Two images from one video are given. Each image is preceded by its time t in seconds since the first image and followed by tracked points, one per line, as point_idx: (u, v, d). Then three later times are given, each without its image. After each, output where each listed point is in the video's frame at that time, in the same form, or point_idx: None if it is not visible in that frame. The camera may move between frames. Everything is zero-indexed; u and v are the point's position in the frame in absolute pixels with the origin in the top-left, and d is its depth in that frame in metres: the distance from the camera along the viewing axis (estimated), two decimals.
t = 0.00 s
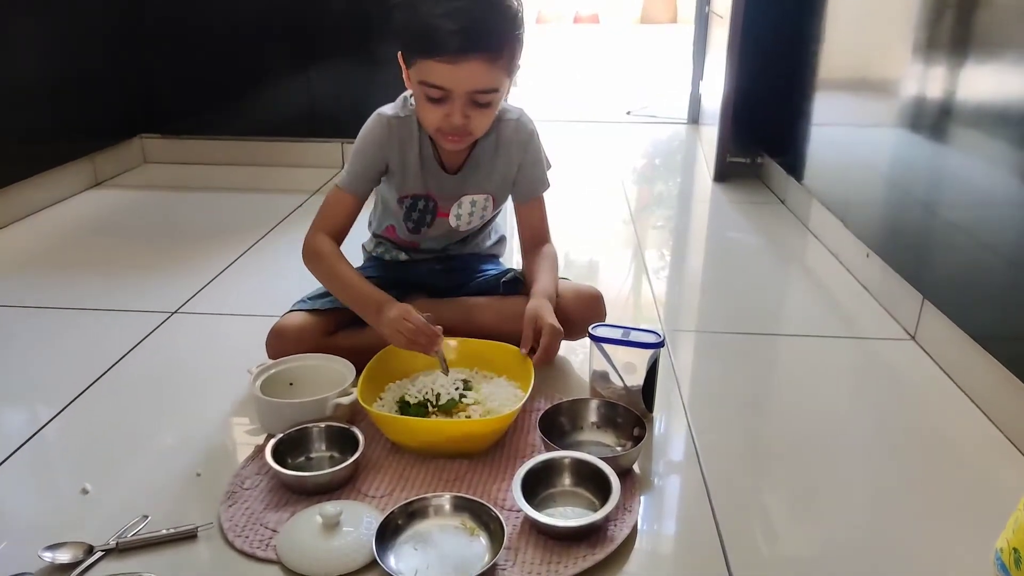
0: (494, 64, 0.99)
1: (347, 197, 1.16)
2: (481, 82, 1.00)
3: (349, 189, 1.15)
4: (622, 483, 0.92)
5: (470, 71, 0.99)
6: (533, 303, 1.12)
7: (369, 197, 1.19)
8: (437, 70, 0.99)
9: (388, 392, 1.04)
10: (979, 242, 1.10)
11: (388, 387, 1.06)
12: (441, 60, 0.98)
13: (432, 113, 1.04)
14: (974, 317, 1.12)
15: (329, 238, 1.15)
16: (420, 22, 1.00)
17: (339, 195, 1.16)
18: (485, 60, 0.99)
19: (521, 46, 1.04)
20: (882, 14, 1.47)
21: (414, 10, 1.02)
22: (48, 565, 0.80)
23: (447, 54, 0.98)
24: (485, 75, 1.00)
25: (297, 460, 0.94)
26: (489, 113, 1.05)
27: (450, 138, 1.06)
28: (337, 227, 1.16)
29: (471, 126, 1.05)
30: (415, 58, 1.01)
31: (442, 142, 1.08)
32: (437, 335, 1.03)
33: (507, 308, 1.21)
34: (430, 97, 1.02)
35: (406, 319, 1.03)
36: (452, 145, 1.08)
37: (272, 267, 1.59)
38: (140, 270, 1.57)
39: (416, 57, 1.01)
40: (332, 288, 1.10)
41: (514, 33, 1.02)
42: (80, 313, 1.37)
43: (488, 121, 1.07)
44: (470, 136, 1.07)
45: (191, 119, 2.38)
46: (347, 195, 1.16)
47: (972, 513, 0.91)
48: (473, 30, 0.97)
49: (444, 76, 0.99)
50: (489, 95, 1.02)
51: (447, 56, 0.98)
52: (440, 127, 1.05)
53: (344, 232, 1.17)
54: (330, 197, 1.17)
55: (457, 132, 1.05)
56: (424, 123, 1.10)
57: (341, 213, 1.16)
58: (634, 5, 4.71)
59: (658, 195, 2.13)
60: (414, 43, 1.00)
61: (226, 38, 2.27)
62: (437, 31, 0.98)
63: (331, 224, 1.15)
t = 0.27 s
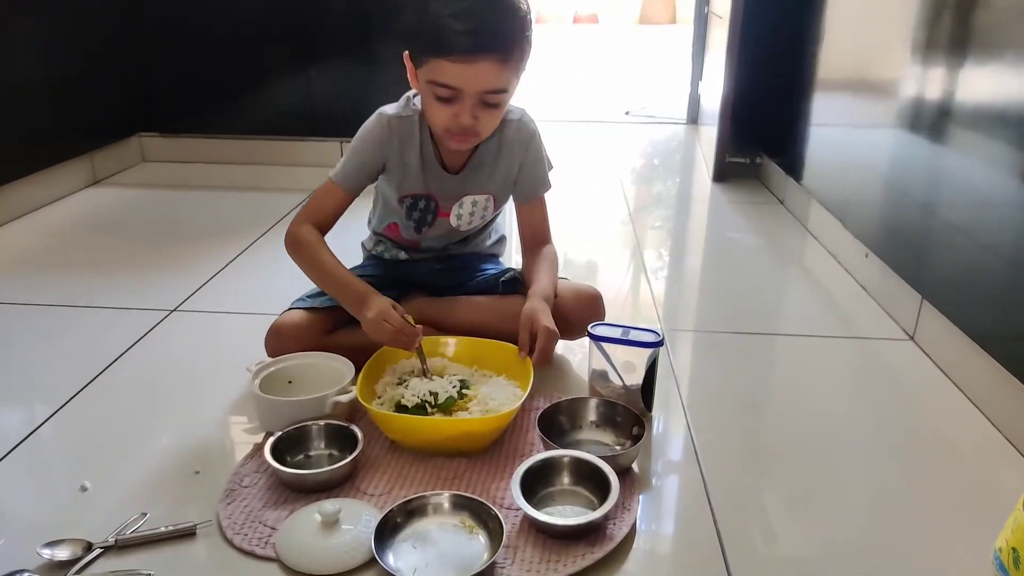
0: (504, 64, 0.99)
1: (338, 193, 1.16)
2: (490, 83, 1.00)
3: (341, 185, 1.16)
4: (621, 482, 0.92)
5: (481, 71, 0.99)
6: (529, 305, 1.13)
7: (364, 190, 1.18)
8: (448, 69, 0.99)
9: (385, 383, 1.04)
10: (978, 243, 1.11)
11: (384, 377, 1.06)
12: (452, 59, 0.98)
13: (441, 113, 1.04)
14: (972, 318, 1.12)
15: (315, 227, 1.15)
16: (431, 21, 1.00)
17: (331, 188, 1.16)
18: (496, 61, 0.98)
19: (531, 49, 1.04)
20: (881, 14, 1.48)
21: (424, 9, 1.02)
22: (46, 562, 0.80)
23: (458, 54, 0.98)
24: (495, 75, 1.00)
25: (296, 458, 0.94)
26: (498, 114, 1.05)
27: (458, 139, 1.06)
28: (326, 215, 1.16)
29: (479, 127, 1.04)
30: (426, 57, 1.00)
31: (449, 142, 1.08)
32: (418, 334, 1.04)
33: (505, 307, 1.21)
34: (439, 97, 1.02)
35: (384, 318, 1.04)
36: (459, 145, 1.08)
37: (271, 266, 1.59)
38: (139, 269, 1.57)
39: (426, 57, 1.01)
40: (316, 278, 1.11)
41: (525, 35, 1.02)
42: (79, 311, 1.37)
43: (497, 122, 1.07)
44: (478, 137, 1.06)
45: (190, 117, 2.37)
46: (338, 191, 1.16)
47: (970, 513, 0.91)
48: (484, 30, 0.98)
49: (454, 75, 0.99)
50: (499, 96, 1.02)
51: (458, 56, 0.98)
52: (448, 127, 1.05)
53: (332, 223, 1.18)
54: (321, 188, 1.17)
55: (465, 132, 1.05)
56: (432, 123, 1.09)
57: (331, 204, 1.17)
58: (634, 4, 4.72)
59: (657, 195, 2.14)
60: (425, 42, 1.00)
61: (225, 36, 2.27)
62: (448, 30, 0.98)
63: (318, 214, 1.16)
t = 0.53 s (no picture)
0: (500, 65, 0.99)
1: (352, 209, 1.15)
2: (487, 84, 1.00)
3: (352, 200, 1.15)
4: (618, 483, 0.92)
5: (477, 72, 0.99)
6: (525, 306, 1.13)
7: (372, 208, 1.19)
8: (443, 71, 0.99)
9: (382, 380, 1.04)
10: (975, 243, 1.11)
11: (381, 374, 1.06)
12: (448, 60, 0.98)
13: (438, 114, 1.04)
14: (970, 317, 1.12)
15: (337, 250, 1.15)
16: (428, 23, 1.00)
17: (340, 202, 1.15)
18: (492, 62, 0.99)
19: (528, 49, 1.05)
20: (879, 15, 1.48)
21: (421, 9, 1.02)
22: (44, 563, 0.80)
23: (454, 55, 0.98)
24: (492, 76, 1.00)
25: (294, 458, 0.94)
26: (494, 115, 1.05)
27: (455, 140, 1.06)
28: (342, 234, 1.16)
29: (476, 129, 1.05)
30: (422, 58, 1.01)
31: (447, 143, 1.08)
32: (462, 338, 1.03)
33: (502, 308, 1.21)
34: (436, 99, 1.02)
35: (428, 328, 1.03)
36: (457, 146, 1.08)
37: (270, 266, 1.59)
38: (137, 269, 1.57)
39: (422, 58, 1.01)
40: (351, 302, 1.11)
41: (521, 36, 1.02)
42: (77, 311, 1.37)
43: (494, 124, 1.07)
44: (475, 138, 1.07)
45: (188, 118, 2.37)
46: (351, 208, 1.15)
47: (967, 513, 0.91)
48: (481, 32, 0.98)
49: (450, 77, 0.99)
50: (495, 97, 1.02)
51: (454, 57, 0.98)
52: (445, 129, 1.05)
53: (350, 240, 1.17)
54: (332, 209, 1.16)
55: (462, 134, 1.05)
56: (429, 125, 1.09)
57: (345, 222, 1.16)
58: (632, 5, 4.73)
59: (655, 195, 2.14)
60: (421, 44, 1.00)
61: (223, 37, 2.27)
62: (445, 32, 0.98)
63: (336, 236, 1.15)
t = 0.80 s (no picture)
0: (503, 68, 0.99)
1: (342, 201, 1.16)
2: (490, 87, 1.00)
3: (342, 192, 1.16)
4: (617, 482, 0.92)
5: (479, 75, 0.99)
6: (523, 306, 1.13)
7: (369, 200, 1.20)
8: (446, 73, 0.99)
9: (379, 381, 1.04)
10: (974, 243, 1.11)
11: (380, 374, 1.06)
12: (450, 64, 0.98)
13: (440, 116, 1.04)
14: (969, 317, 1.12)
15: (324, 237, 1.16)
16: (431, 25, 1.00)
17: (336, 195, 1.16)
18: (495, 65, 0.99)
19: (531, 52, 1.04)
20: (878, 15, 1.48)
21: (423, 11, 1.02)
22: (43, 562, 0.80)
23: (457, 58, 0.98)
24: (494, 79, 1.00)
25: (293, 458, 0.94)
26: (497, 118, 1.05)
27: (458, 142, 1.06)
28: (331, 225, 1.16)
29: (478, 132, 1.05)
30: (424, 61, 1.01)
31: (449, 146, 1.08)
32: (422, 334, 1.03)
33: (502, 307, 1.21)
34: (438, 101, 1.02)
35: (388, 318, 1.03)
36: (459, 149, 1.08)
37: (269, 265, 1.59)
38: (136, 269, 1.57)
39: (425, 61, 1.01)
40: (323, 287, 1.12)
41: (524, 39, 1.02)
42: (76, 311, 1.37)
43: (496, 127, 1.07)
44: (478, 141, 1.07)
45: (187, 117, 2.37)
46: (341, 199, 1.16)
47: (966, 513, 0.91)
48: (483, 35, 0.98)
49: (453, 80, 0.99)
50: (497, 100, 1.02)
51: (456, 60, 0.98)
52: (448, 131, 1.05)
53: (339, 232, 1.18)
54: (327, 199, 1.17)
55: (464, 136, 1.05)
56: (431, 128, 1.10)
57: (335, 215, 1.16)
58: (631, 5, 4.74)
59: (654, 195, 2.14)
60: (424, 47, 1.00)
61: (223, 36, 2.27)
62: (447, 35, 0.98)
63: (326, 223, 1.16)
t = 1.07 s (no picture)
0: (510, 73, 0.99)
1: (337, 200, 1.16)
2: (497, 91, 1.00)
3: (336, 191, 1.15)
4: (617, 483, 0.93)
5: (487, 79, 0.99)
6: (522, 307, 1.13)
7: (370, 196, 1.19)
8: (454, 77, 0.99)
9: (380, 383, 1.04)
10: (973, 244, 1.11)
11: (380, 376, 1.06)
12: (459, 68, 0.98)
13: (446, 119, 1.04)
14: (968, 317, 1.13)
15: (315, 233, 1.16)
16: (438, 29, 1.00)
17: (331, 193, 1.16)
18: (502, 69, 0.99)
19: (537, 56, 1.05)
20: (877, 16, 1.48)
21: (429, 15, 1.02)
22: (43, 563, 0.80)
23: (464, 62, 0.98)
24: (502, 84, 1.00)
25: (293, 459, 0.94)
26: (502, 121, 1.05)
27: (463, 145, 1.06)
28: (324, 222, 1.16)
29: (484, 134, 1.05)
30: (431, 64, 1.01)
31: (454, 148, 1.08)
32: (416, 334, 1.03)
33: (501, 308, 1.21)
34: (445, 104, 1.02)
35: (382, 322, 1.03)
36: (464, 152, 1.08)
37: (268, 266, 1.59)
38: (135, 270, 1.56)
39: (433, 64, 1.01)
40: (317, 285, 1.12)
41: (531, 44, 1.02)
42: (75, 312, 1.37)
43: (501, 130, 1.07)
44: (483, 144, 1.07)
45: (186, 119, 2.37)
46: (336, 198, 1.16)
47: (965, 513, 0.91)
48: (490, 39, 0.98)
49: (460, 83, 0.99)
50: (503, 104, 1.02)
51: (465, 64, 0.98)
52: (453, 134, 1.05)
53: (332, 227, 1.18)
54: (319, 195, 1.17)
55: (470, 140, 1.05)
56: (437, 131, 1.10)
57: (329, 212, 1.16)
58: (630, 6, 4.74)
59: (653, 196, 2.14)
60: (431, 50, 1.00)
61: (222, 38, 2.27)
62: (455, 39, 0.98)
63: (317, 220, 1.16)
